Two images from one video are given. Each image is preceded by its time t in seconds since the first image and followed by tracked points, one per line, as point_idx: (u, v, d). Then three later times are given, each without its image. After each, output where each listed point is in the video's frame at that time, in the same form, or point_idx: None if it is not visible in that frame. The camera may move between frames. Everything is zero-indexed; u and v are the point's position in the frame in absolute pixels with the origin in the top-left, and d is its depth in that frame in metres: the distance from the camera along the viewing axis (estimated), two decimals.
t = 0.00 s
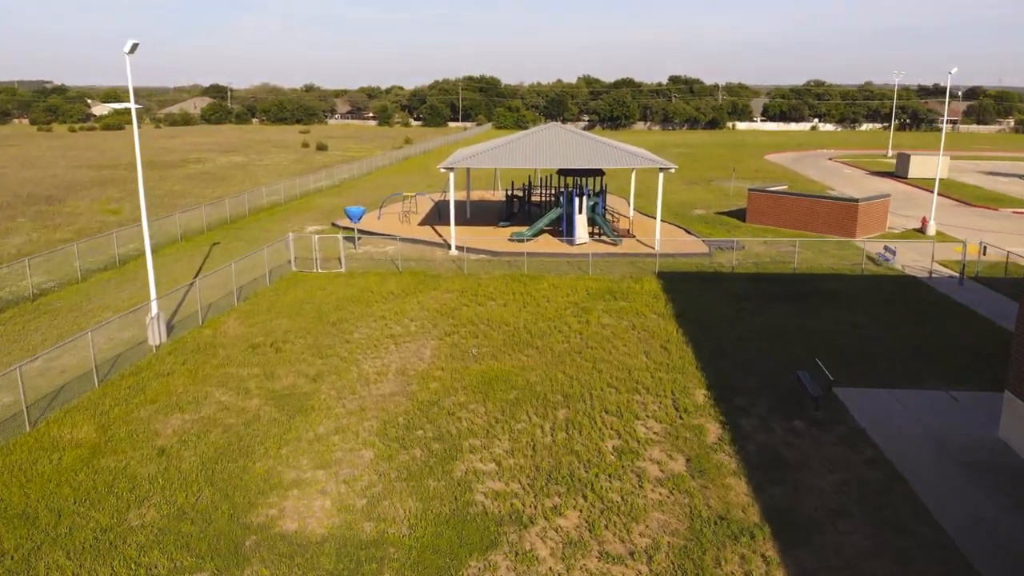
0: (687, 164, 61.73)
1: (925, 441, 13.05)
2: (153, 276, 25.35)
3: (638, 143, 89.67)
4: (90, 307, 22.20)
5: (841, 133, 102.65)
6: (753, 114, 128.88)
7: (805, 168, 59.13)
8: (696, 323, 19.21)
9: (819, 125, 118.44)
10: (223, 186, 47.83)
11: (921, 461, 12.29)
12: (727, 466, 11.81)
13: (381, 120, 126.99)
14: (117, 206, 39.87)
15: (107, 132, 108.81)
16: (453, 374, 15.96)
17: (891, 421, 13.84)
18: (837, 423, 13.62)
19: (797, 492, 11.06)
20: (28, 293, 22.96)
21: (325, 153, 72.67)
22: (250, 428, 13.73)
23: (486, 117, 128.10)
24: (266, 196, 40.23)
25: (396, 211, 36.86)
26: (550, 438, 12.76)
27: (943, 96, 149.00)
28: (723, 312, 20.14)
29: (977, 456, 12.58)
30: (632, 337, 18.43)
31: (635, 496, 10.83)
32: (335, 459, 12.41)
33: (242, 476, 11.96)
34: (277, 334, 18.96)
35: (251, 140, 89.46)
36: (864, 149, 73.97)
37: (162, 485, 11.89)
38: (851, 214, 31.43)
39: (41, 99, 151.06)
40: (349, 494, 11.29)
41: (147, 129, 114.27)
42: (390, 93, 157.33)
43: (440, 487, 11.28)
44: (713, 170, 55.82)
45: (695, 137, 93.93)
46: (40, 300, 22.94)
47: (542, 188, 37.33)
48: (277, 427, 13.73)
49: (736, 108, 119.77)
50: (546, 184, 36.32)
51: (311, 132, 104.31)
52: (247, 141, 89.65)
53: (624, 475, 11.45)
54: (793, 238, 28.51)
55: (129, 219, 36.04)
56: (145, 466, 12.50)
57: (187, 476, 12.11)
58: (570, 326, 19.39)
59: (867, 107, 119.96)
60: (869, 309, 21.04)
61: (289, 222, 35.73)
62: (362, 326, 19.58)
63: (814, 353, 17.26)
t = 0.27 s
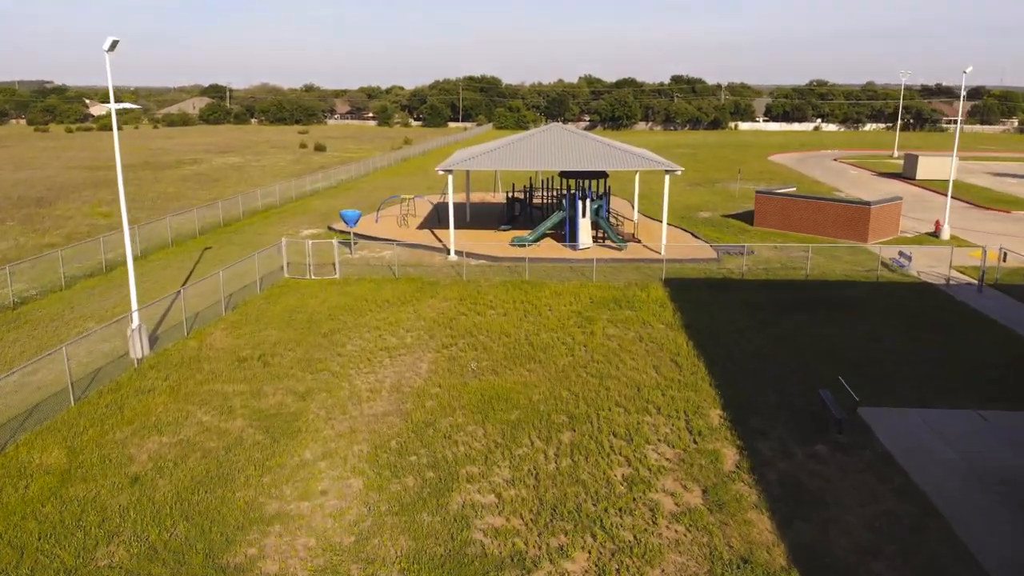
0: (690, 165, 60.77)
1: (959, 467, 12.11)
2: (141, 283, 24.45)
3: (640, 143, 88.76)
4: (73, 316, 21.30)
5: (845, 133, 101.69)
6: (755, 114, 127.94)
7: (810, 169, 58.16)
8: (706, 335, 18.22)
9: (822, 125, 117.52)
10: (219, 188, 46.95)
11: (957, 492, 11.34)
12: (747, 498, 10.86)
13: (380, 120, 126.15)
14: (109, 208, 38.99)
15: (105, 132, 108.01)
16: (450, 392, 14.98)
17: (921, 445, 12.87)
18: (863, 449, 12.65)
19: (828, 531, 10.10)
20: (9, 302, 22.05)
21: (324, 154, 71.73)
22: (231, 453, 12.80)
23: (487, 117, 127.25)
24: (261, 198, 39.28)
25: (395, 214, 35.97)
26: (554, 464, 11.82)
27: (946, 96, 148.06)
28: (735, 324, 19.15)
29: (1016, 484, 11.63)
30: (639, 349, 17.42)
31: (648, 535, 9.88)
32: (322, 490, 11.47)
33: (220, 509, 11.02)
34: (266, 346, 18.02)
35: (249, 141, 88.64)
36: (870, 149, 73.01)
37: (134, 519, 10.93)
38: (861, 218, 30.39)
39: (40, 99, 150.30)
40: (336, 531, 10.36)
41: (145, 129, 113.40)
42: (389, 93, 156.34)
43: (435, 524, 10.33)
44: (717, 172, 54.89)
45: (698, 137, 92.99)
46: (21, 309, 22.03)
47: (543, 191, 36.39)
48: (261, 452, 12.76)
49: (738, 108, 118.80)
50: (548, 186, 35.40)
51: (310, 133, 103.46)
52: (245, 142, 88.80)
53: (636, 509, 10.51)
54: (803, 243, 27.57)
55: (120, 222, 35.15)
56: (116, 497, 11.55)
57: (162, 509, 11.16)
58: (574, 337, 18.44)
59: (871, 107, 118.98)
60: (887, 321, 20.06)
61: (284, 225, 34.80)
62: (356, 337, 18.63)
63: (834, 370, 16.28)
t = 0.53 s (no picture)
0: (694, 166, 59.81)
1: (999, 498, 11.16)
2: (127, 292, 23.53)
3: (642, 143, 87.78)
4: (54, 328, 20.36)
5: (849, 133, 100.65)
6: (758, 114, 126.94)
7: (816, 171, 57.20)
8: (718, 348, 17.27)
9: (825, 126, 116.55)
10: (213, 190, 46.02)
11: (1000, 527, 10.39)
12: (771, 539, 9.91)
13: (380, 121, 125.22)
14: (100, 212, 38.07)
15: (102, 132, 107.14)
16: (448, 412, 14.03)
17: (955, 473, 11.92)
18: (892, 479, 11.70)
19: None
20: None
21: (322, 155, 70.75)
22: (211, 484, 11.84)
23: (487, 117, 126.36)
24: (256, 202, 38.32)
25: (392, 218, 35.04)
26: (560, 498, 10.87)
27: (950, 96, 147.08)
28: (747, 336, 18.21)
29: None
30: (647, 364, 16.48)
31: None
32: (307, 527, 10.52)
33: (194, 550, 10.06)
34: (253, 361, 17.08)
35: (247, 141, 87.74)
36: (876, 150, 71.96)
37: (101, 560, 9.97)
38: (873, 221, 29.38)
39: (38, 99, 149.47)
40: None
41: (142, 129, 112.44)
42: (389, 93, 155.37)
43: (429, 569, 9.38)
44: (721, 173, 53.92)
45: (701, 137, 91.98)
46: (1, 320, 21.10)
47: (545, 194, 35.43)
48: (241, 483, 11.80)
49: (741, 108, 117.83)
50: (550, 189, 34.45)
51: (308, 133, 102.54)
52: (243, 142, 87.86)
53: (650, 552, 9.57)
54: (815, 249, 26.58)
55: (110, 226, 34.22)
56: (82, 535, 10.60)
57: (131, 549, 10.20)
58: (579, 351, 17.47)
59: (875, 107, 117.92)
60: (906, 333, 19.11)
61: (278, 230, 33.87)
62: (348, 351, 17.67)
63: (855, 389, 15.33)
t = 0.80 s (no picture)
0: (697, 167, 58.87)
1: None
2: (111, 301, 22.59)
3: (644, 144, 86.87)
4: (33, 339, 19.42)
5: (852, 134, 99.69)
6: (760, 115, 126.04)
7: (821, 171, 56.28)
8: (731, 362, 16.34)
9: (828, 125, 115.62)
10: (207, 192, 45.10)
11: None
12: None
13: (378, 121, 124.31)
14: (90, 215, 37.15)
15: (98, 133, 106.28)
16: (445, 434, 13.09)
17: (995, 503, 11.00)
18: (928, 510, 10.77)
19: None
20: None
21: (319, 155, 69.79)
22: (188, 518, 10.89)
23: (488, 117, 125.61)
24: (250, 205, 37.35)
25: (389, 221, 34.09)
26: (569, 537, 9.94)
27: (953, 96, 146.18)
28: (761, 350, 17.27)
29: None
30: (656, 380, 15.56)
31: None
32: (290, 570, 9.58)
33: None
34: (240, 376, 16.11)
35: (244, 142, 86.85)
36: (881, 151, 71.02)
37: None
38: (885, 225, 28.45)
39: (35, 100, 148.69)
40: None
41: (139, 129, 111.51)
42: (388, 93, 154.48)
43: None
44: (725, 174, 52.98)
45: (702, 138, 91.03)
46: None
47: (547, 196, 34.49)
48: (221, 517, 10.88)
49: (743, 108, 116.91)
50: (551, 192, 33.49)
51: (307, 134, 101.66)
52: (240, 143, 86.96)
53: None
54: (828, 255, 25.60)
55: (99, 230, 33.31)
56: None
57: None
58: (584, 365, 16.49)
59: (878, 106, 116.98)
60: (928, 344, 18.19)
61: (272, 233, 32.94)
62: (341, 364, 16.71)
63: (879, 409, 14.40)
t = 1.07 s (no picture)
0: (701, 169, 57.87)
1: None
2: (94, 311, 21.67)
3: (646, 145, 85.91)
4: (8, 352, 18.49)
5: (856, 134, 98.71)
6: (762, 114, 125.07)
7: (827, 173, 55.35)
8: (745, 380, 15.38)
9: (831, 126, 114.65)
10: (201, 194, 44.18)
11: None
12: None
13: (378, 122, 123.42)
14: (79, 218, 36.24)
15: (95, 133, 105.38)
16: (440, 462, 12.12)
17: None
18: (968, 552, 9.81)
19: None
20: None
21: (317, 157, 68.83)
22: (156, 559, 9.93)
23: (488, 117, 124.67)
24: (243, 208, 36.35)
25: (386, 225, 33.18)
26: None
27: (956, 96, 145.23)
28: (776, 366, 16.30)
29: None
30: (666, 399, 14.58)
31: None
32: None
33: None
34: (222, 394, 15.16)
35: (241, 143, 85.93)
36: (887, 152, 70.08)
37: None
38: (899, 230, 27.52)
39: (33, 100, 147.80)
40: None
41: (136, 130, 110.55)
42: (387, 93, 153.60)
43: None
44: (729, 176, 52.04)
45: (705, 138, 90.06)
46: None
47: (548, 200, 33.51)
48: (191, 557, 9.93)
49: (745, 108, 115.93)
50: (552, 195, 32.56)
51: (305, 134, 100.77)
52: (238, 143, 86.04)
53: None
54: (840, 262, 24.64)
55: (87, 234, 32.39)
56: None
57: None
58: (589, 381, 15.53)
59: (881, 106, 115.96)
60: (951, 358, 17.24)
61: (265, 237, 32.01)
62: (330, 380, 15.76)
63: (907, 432, 13.43)
